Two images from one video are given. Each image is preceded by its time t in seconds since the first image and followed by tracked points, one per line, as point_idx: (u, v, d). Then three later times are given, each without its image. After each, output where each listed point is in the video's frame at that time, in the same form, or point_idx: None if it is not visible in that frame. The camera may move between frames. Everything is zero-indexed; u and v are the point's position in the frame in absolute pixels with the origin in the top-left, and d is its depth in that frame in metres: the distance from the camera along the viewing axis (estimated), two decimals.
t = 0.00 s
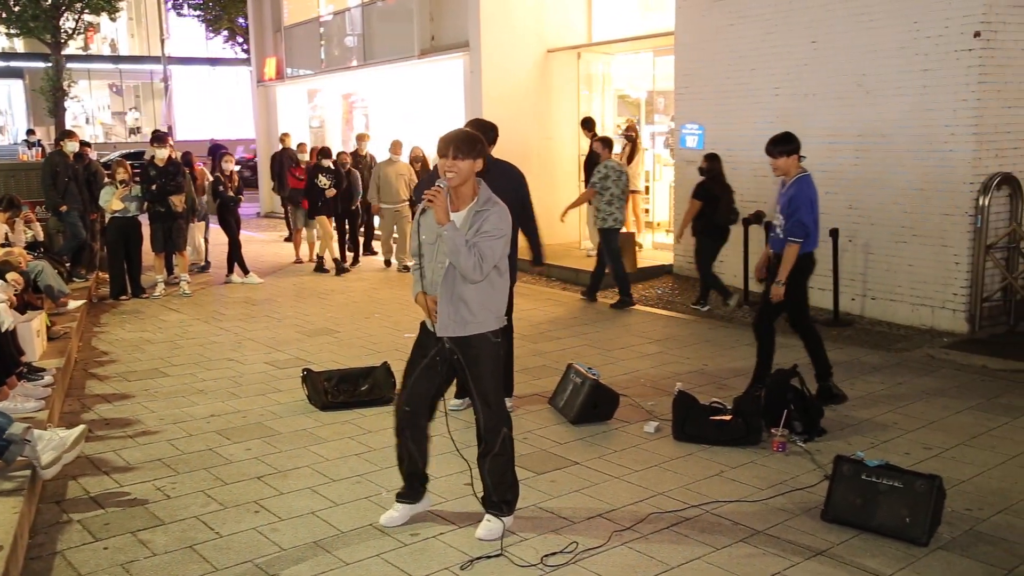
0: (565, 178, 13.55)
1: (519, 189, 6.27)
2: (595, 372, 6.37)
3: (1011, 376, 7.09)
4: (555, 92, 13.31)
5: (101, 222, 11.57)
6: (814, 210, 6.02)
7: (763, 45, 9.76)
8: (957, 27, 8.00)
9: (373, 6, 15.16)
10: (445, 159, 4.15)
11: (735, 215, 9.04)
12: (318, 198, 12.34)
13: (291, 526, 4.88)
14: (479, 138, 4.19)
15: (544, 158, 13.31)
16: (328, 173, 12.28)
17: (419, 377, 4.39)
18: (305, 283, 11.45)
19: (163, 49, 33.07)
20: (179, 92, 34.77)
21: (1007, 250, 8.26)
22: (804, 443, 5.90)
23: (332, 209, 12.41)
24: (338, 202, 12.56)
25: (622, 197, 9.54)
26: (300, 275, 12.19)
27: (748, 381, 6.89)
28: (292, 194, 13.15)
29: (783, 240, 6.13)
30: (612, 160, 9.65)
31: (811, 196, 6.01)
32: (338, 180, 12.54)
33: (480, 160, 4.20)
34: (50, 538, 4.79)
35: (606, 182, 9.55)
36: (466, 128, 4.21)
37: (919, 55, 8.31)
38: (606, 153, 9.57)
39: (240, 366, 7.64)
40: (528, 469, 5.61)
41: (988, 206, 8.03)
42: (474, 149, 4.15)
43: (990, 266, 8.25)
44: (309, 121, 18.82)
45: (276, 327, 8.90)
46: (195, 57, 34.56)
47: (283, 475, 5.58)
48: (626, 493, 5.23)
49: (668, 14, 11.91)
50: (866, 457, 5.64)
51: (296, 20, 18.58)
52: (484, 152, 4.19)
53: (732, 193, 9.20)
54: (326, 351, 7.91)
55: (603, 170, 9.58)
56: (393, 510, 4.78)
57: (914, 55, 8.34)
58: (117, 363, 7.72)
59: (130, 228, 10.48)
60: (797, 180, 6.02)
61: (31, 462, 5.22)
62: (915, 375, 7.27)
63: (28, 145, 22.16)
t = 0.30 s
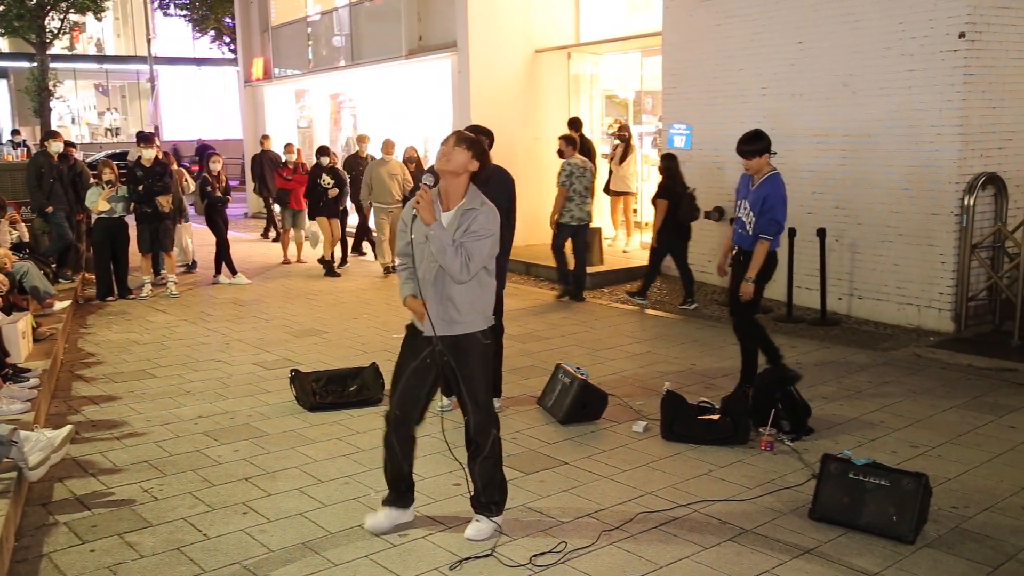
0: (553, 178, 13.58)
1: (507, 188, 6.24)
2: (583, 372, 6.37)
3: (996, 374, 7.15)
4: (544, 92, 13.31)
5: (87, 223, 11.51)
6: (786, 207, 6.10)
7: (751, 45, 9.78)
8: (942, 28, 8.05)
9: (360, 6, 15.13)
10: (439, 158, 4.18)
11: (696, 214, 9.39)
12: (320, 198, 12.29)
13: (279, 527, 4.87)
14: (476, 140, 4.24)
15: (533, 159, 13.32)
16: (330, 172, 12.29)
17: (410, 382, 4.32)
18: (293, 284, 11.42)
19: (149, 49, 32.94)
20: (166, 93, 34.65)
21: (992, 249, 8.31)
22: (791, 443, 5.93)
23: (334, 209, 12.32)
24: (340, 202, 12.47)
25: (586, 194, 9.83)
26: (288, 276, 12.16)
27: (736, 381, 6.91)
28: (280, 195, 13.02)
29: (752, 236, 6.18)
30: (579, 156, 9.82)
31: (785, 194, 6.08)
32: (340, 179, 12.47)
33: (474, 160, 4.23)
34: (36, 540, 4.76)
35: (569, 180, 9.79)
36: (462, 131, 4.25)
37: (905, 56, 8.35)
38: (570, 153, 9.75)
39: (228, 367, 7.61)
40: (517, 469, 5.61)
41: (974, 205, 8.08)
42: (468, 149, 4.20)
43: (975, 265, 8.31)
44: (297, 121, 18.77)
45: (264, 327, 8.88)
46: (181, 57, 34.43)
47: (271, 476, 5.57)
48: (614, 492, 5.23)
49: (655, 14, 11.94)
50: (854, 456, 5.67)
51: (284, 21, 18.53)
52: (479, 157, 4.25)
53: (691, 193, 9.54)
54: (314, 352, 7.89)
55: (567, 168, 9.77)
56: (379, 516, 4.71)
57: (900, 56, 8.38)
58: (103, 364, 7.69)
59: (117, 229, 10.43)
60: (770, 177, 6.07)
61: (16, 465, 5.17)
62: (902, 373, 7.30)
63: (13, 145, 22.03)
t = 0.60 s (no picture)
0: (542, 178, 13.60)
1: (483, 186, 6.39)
2: (572, 372, 6.38)
3: (982, 373, 7.20)
4: (533, 93, 13.32)
5: (73, 224, 11.45)
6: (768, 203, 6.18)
7: (739, 46, 9.81)
8: (929, 28, 8.09)
9: (349, 6, 15.11)
10: (418, 173, 4.06)
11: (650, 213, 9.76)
12: (316, 200, 12.35)
13: (268, 528, 4.85)
14: (450, 143, 4.09)
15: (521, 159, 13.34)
16: (327, 173, 12.33)
17: (391, 379, 4.36)
18: (282, 285, 11.39)
19: (136, 49, 32.83)
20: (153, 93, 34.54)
21: (978, 249, 8.36)
22: (780, 442, 5.94)
23: (332, 209, 12.43)
24: (336, 201, 12.57)
25: (549, 193, 10.03)
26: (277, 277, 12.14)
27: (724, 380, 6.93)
28: (267, 195, 12.98)
29: (740, 237, 6.19)
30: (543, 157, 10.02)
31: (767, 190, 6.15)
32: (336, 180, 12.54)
33: (453, 166, 4.11)
34: (23, 543, 4.74)
35: (535, 180, 9.95)
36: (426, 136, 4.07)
37: (892, 56, 8.38)
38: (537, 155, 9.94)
39: (217, 367, 7.59)
40: (507, 469, 5.61)
41: (960, 205, 8.12)
42: (442, 156, 4.05)
43: (961, 264, 8.36)
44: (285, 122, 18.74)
45: (253, 328, 8.86)
46: (169, 57, 34.32)
47: (261, 477, 5.55)
48: (604, 492, 5.24)
49: (644, 15, 11.97)
50: (842, 454, 5.69)
51: (272, 20, 18.48)
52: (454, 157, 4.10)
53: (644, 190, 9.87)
54: (303, 353, 7.88)
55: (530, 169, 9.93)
56: (365, 519, 4.71)
57: (888, 56, 8.41)
58: (91, 366, 7.65)
59: (104, 231, 10.39)
60: (754, 175, 6.12)
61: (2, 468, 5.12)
62: (889, 371, 7.34)
63: None
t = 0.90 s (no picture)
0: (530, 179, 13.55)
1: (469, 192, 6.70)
2: (562, 373, 6.39)
3: (968, 372, 7.23)
4: (521, 94, 13.31)
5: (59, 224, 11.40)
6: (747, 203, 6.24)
7: (727, 46, 9.83)
8: (915, 28, 8.12)
9: (337, 6, 15.09)
10: (399, 181, 4.06)
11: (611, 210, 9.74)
12: (314, 200, 12.32)
13: (256, 530, 4.84)
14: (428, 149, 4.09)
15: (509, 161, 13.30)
16: (325, 172, 12.38)
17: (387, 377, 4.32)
18: (271, 285, 11.37)
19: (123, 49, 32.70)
20: (140, 93, 34.40)
21: (965, 249, 8.39)
22: (769, 441, 5.96)
23: (331, 209, 12.42)
24: (337, 203, 12.55)
25: (519, 191, 10.45)
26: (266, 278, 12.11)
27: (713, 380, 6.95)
28: (256, 196, 12.94)
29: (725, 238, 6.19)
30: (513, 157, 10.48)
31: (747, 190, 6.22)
32: (335, 180, 12.53)
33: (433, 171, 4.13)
34: (9, 545, 4.71)
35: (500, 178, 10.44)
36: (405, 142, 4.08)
37: (879, 56, 8.42)
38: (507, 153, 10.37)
39: (205, 369, 7.57)
40: (497, 469, 5.61)
41: (947, 205, 8.16)
42: (421, 162, 4.06)
43: (948, 264, 8.39)
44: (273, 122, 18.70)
45: (241, 329, 8.83)
46: (156, 57, 34.19)
47: (249, 478, 5.54)
48: (593, 492, 5.24)
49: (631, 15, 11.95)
50: (830, 454, 5.70)
51: (260, 20, 18.44)
52: (433, 164, 4.10)
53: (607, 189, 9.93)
54: (291, 354, 7.86)
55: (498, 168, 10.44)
56: (355, 520, 4.69)
57: (875, 56, 8.45)
58: (78, 367, 7.61)
59: (91, 232, 10.35)
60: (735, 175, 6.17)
61: None
62: (875, 370, 7.37)
63: None
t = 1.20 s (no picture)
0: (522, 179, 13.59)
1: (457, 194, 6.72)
2: (555, 373, 6.39)
3: (960, 371, 7.25)
4: (514, 94, 13.32)
5: (50, 225, 11.38)
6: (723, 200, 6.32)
7: (719, 47, 9.84)
8: (906, 29, 8.15)
9: (330, 6, 15.08)
10: (393, 178, 4.06)
11: (583, 207, 10.02)
12: (312, 199, 12.34)
13: (249, 531, 4.83)
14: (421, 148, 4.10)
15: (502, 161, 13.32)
16: (324, 175, 12.31)
17: (381, 384, 4.33)
18: (264, 286, 11.35)
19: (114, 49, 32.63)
20: (132, 93, 34.31)
21: (956, 249, 8.41)
22: (762, 441, 5.97)
23: (331, 209, 12.45)
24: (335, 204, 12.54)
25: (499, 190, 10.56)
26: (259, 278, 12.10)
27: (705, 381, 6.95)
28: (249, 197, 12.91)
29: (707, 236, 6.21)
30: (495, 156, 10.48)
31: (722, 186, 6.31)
32: (335, 181, 12.47)
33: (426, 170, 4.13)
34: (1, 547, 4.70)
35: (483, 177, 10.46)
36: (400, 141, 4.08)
37: (869, 58, 8.45)
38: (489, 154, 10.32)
39: (197, 370, 7.56)
40: (489, 470, 5.62)
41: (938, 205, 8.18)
42: (414, 160, 4.06)
43: (940, 264, 8.42)
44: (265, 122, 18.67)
45: (233, 330, 8.82)
46: (148, 57, 34.10)
47: (242, 479, 5.53)
48: (586, 493, 5.24)
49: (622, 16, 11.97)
50: (822, 454, 5.72)
51: (252, 21, 18.42)
52: (425, 163, 4.11)
53: (581, 188, 10.21)
54: (284, 355, 7.85)
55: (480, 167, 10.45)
56: (348, 520, 4.67)
57: (865, 58, 8.48)
58: (70, 368, 7.60)
59: (83, 233, 10.34)
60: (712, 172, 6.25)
61: None
62: (867, 370, 7.39)
63: None
